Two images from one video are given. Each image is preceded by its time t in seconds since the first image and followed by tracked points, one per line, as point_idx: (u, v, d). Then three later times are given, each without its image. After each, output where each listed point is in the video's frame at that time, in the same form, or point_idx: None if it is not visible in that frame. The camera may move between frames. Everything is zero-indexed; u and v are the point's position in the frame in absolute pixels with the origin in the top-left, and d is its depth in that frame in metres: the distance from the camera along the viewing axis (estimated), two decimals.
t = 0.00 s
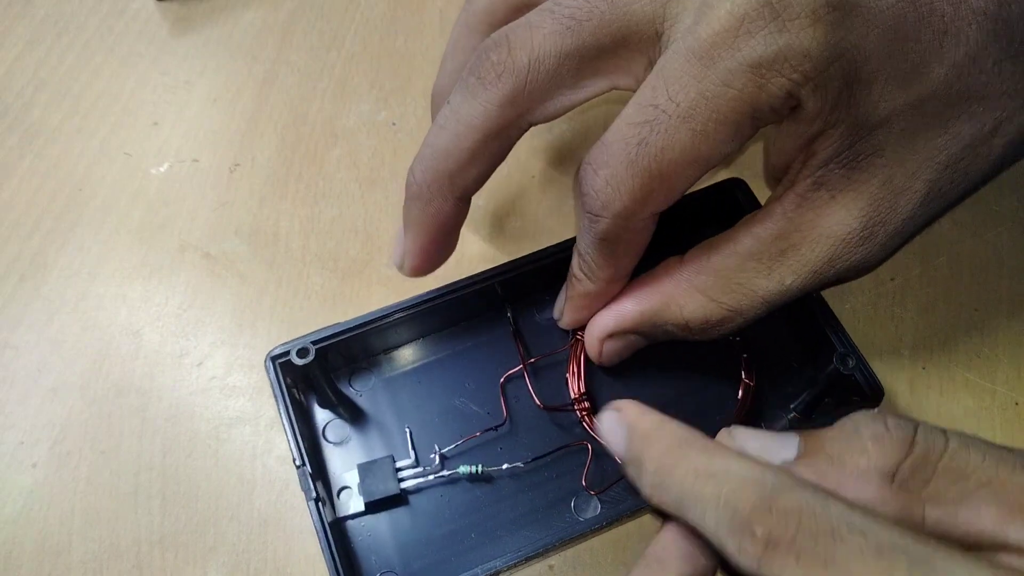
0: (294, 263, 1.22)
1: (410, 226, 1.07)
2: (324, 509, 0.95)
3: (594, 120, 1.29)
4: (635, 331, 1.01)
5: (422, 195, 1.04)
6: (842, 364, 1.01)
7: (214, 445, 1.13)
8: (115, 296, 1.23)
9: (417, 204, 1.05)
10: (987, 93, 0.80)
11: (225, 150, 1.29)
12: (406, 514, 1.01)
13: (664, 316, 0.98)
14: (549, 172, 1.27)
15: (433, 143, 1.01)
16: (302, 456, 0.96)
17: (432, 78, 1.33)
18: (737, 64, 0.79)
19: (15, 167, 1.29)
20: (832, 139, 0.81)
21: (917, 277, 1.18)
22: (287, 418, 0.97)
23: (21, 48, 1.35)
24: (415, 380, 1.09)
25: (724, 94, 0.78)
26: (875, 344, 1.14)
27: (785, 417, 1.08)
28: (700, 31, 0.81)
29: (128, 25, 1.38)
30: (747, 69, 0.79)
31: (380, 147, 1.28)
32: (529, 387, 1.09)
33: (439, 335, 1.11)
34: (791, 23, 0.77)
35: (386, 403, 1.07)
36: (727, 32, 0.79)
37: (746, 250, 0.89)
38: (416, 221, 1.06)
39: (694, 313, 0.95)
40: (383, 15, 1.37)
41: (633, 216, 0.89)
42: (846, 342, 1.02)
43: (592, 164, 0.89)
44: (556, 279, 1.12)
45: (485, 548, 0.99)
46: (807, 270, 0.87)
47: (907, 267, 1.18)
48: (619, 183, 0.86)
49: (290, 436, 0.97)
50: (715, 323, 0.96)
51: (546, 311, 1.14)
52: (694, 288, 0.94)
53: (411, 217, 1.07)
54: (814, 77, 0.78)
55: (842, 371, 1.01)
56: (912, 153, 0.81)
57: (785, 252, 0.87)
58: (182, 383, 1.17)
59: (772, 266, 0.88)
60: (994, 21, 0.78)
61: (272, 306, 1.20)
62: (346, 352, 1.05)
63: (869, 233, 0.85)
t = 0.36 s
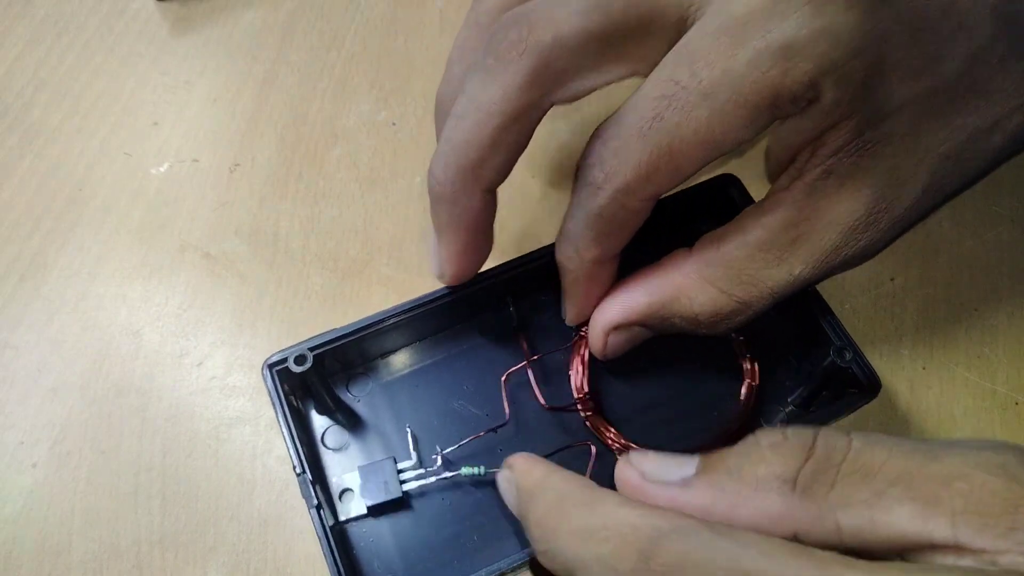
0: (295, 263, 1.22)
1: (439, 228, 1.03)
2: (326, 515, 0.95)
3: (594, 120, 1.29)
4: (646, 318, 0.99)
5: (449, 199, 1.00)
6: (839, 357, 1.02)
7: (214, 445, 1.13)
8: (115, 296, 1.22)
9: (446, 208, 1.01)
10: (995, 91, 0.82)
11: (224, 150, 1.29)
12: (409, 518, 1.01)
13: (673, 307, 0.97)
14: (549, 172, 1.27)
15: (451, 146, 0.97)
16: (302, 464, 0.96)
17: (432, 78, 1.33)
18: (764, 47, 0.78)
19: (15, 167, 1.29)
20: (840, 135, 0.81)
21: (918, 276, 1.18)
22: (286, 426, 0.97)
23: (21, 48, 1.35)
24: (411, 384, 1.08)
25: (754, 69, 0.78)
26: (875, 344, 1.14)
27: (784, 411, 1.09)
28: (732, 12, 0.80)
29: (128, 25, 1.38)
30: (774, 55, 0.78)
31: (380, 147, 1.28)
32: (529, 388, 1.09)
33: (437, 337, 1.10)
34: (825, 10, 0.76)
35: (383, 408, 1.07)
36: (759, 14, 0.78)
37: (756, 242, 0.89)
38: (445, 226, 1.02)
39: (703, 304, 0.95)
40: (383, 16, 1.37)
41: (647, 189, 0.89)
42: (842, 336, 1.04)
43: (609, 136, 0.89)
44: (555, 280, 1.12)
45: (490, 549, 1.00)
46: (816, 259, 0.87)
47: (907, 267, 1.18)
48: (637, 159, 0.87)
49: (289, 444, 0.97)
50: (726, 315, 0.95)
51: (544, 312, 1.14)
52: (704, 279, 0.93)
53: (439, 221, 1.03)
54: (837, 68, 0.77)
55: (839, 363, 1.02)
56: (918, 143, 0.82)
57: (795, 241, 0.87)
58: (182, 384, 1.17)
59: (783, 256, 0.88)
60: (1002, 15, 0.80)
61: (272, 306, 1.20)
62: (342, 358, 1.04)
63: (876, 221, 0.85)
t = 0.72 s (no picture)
0: (294, 263, 1.22)
1: (508, 122, 0.95)
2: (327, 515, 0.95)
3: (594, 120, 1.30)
4: (712, 190, 1.05)
5: (513, 75, 0.90)
6: (840, 357, 1.05)
7: (214, 445, 1.13)
8: (115, 296, 1.22)
9: (511, 86, 0.91)
10: (973, 19, 1.04)
11: (224, 150, 1.29)
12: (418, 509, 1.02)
13: (737, 192, 1.06)
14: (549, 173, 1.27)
15: (507, 27, 0.88)
16: (302, 464, 0.96)
17: (432, 78, 1.34)
18: None
19: (14, 167, 1.29)
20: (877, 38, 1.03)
21: (918, 276, 1.18)
22: (286, 426, 0.97)
23: (21, 48, 1.35)
24: (412, 385, 1.08)
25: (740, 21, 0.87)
26: (875, 344, 1.14)
27: (784, 411, 1.06)
28: None
29: (128, 25, 1.38)
30: None
31: (381, 147, 1.28)
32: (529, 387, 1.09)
33: (437, 336, 1.10)
34: None
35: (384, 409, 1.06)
36: None
37: (822, 116, 1.03)
38: (515, 107, 0.94)
39: (772, 188, 1.05)
40: (384, 16, 1.37)
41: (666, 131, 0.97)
42: (842, 337, 1.08)
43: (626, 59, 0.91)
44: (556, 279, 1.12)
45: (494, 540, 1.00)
46: (857, 152, 1.05)
47: (907, 267, 1.19)
48: (664, 72, 0.89)
49: (290, 446, 0.97)
50: (791, 199, 1.07)
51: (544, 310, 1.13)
52: (768, 156, 1.04)
53: (506, 107, 0.94)
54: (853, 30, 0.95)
55: (839, 363, 1.05)
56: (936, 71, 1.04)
57: (863, 115, 1.03)
58: (182, 383, 1.17)
59: (851, 136, 1.04)
60: None
61: (272, 306, 1.20)
62: (342, 358, 1.04)
63: (941, 90, 1.05)
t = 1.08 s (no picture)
0: (294, 263, 1.22)
1: (525, 137, 0.94)
2: (327, 516, 0.94)
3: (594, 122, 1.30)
4: (716, 200, 0.98)
5: (528, 92, 0.90)
6: (840, 357, 1.05)
7: (214, 445, 1.13)
8: (115, 296, 1.22)
9: (527, 103, 0.91)
10: (981, 17, 0.94)
11: (224, 150, 1.29)
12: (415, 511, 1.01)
13: (747, 198, 0.98)
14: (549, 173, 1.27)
15: (518, 44, 0.87)
16: (302, 464, 0.96)
17: (432, 78, 1.34)
18: None
19: (14, 167, 1.29)
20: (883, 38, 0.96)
21: (918, 277, 1.18)
22: (286, 426, 0.97)
23: (21, 49, 1.35)
24: (412, 384, 1.08)
25: (743, 30, 0.86)
26: (875, 344, 1.14)
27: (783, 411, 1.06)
28: None
29: (128, 25, 1.38)
30: None
31: (381, 147, 1.28)
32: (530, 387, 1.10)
33: (437, 336, 1.10)
34: None
35: (384, 408, 1.06)
36: None
37: (830, 118, 0.96)
38: (531, 123, 0.93)
39: (783, 192, 0.97)
40: (384, 17, 1.37)
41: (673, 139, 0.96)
42: (843, 338, 1.07)
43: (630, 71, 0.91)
44: (556, 280, 1.13)
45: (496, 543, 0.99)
46: (867, 153, 0.96)
47: (907, 267, 1.19)
48: (668, 81, 0.89)
49: (290, 446, 0.96)
50: (804, 203, 0.98)
51: (544, 311, 1.13)
52: (775, 162, 0.97)
53: (523, 124, 0.93)
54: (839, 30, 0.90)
55: (839, 364, 1.04)
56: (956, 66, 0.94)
57: (872, 116, 0.95)
58: (182, 383, 1.17)
59: (860, 136, 0.95)
60: None
61: (272, 306, 1.20)
62: (341, 358, 1.04)
63: (952, 89, 0.95)
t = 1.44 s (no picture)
0: (294, 263, 1.22)
1: (517, 169, 0.95)
2: (327, 515, 0.94)
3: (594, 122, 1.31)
4: (706, 222, 1.00)
5: (519, 131, 0.90)
6: (840, 357, 1.05)
7: (213, 445, 1.13)
8: (115, 296, 1.22)
9: (518, 141, 0.91)
10: (963, 39, 0.94)
11: (225, 150, 1.29)
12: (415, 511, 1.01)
13: (738, 219, 1.00)
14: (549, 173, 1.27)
15: (507, 88, 0.86)
16: (302, 464, 0.96)
17: (432, 78, 1.34)
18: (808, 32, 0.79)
19: (15, 167, 1.29)
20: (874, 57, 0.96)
21: (918, 277, 1.18)
22: (286, 426, 0.97)
23: (21, 49, 1.36)
24: (412, 384, 1.08)
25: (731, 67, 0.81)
26: (875, 344, 1.14)
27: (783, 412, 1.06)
28: None
29: (128, 25, 1.39)
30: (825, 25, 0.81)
31: (380, 147, 1.28)
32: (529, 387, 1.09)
33: (437, 336, 1.10)
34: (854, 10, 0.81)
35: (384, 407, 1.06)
36: None
37: (818, 140, 0.96)
38: (523, 157, 0.93)
39: (774, 213, 0.98)
40: (384, 16, 1.37)
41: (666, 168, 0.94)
42: (843, 339, 1.07)
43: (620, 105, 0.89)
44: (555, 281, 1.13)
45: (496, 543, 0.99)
46: (856, 173, 0.96)
47: (907, 266, 1.19)
48: (655, 119, 0.86)
49: (291, 445, 0.97)
50: (795, 222, 0.99)
51: (543, 312, 1.13)
52: (763, 184, 0.98)
53: (515, 159, 0.94)
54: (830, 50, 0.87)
55: (839, 364, 1.05)
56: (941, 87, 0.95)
57: (860, 136, 0.95)
58: (182, 383, 1.17)
59: (849, 156, 0.96)
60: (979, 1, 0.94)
61: (272, 306, 1.20)
62: (341, 358, 1.04)
63: (937, 109, 0.96)
